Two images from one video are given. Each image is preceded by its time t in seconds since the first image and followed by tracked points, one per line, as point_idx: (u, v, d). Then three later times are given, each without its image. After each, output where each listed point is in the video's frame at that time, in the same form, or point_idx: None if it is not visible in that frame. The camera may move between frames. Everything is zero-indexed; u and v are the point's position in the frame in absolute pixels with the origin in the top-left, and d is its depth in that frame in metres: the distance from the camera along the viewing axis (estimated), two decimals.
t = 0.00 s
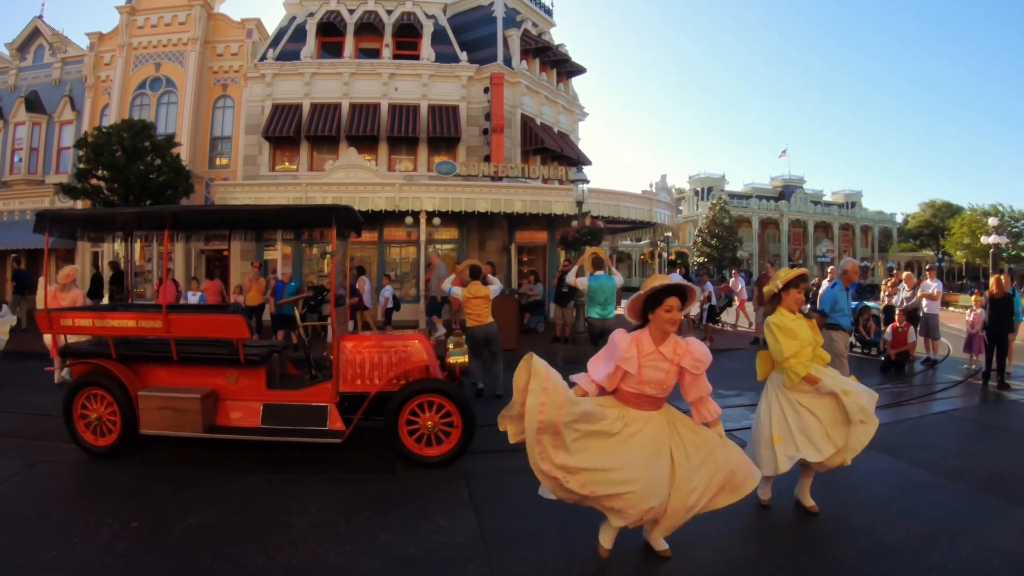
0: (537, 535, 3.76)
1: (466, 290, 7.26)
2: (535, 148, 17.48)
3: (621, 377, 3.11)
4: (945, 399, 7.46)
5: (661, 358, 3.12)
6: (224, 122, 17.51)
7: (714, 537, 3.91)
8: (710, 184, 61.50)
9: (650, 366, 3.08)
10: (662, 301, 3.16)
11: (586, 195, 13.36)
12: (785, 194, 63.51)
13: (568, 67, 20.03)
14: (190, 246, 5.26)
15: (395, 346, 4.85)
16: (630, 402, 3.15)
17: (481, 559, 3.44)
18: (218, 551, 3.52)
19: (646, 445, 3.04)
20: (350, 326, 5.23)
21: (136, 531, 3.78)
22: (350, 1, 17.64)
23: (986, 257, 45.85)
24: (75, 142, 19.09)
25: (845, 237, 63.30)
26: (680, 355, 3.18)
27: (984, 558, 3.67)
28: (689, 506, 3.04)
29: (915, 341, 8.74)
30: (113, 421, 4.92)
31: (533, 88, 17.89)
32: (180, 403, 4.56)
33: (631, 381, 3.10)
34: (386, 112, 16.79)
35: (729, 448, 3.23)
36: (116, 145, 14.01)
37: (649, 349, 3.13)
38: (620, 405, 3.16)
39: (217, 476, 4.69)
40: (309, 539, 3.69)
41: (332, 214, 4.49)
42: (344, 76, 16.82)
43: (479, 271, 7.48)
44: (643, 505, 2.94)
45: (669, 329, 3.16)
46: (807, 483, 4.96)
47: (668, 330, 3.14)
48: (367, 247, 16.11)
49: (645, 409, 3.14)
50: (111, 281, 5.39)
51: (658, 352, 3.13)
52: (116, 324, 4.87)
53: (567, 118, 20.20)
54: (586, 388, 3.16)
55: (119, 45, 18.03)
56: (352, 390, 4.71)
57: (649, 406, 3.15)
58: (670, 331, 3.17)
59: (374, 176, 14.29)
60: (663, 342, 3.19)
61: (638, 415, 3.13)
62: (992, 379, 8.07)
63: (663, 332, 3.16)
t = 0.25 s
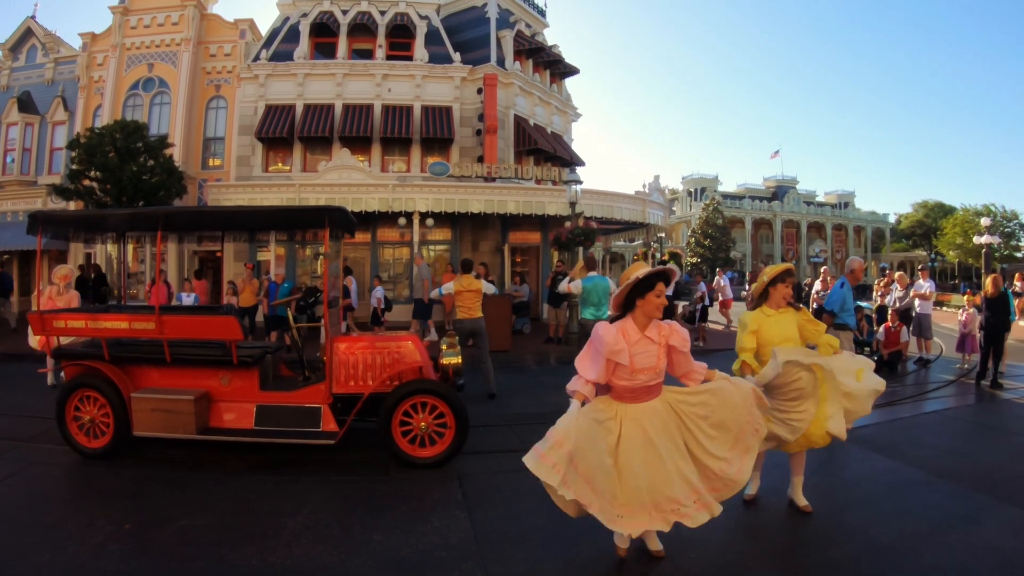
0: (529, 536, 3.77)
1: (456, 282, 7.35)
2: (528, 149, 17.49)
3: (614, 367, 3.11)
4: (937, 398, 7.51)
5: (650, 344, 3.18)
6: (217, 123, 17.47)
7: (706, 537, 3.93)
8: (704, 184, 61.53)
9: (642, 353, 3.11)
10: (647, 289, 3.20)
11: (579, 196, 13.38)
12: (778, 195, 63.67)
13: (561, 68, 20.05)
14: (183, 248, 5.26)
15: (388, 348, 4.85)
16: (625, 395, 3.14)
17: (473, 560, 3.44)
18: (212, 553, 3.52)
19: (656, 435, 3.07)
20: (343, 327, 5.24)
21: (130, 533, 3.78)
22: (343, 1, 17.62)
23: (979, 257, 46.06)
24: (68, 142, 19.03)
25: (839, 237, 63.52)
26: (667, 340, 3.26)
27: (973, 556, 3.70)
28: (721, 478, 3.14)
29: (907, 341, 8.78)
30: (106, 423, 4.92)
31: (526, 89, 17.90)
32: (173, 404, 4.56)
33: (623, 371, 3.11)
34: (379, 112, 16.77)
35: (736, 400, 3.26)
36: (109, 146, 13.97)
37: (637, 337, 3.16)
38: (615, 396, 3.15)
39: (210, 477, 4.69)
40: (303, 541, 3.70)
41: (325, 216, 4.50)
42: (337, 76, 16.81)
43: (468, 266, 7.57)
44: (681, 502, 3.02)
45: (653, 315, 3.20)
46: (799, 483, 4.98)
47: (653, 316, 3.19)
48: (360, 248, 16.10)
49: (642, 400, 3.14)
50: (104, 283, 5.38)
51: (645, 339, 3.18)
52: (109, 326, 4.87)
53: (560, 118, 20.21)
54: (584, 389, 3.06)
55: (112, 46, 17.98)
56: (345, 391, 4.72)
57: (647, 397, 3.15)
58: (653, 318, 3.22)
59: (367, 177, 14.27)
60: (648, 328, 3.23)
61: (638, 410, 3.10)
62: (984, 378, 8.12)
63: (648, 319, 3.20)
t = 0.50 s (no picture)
0: (525, 535, 3.77)
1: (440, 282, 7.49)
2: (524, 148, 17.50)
3: (596, 379, 3.00)
4: (933, 397, 7.53)
5: (631, 357, 3.10)
6: (212, 122, 17.44)
7: (701, 536, 3.93)
8: (699, 184, 61.57)
9: (623, 364, 3.02)
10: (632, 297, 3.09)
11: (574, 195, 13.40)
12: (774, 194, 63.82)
13: (557, 67, 20.06)
14: (179, 247, 5.26)
15: (384, 347, 4.86)
16: (604, 408, 3.04)
17: (469, 560, 3.45)
18: (208, 553, 3.52)
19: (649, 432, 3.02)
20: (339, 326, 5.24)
21: (125, 533, 3.77)
22: None
23: (974, 256, 46.23)
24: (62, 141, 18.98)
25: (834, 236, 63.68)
26: (645, 352, 3.20)
27: (968, 555, 3.72)
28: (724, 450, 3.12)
29: (902, 340, 8.82)
30: (102, 422, 4.91)
31: (522, 88, 17.90)
32: (168, 404, 4.56)
33: (606, 384, 3.01)
34: (375, 111, 16.76)
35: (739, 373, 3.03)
36: (104, 145, 13.94)
37: (620, 348, 3.07)
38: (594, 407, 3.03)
39: (206, 477, 4.68)
40: (299, 540, 3.69)
41: (320, 215, 4.51)
42: (333, 75, 16.79)
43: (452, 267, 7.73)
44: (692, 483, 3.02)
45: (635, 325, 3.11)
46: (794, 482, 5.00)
47: (636, 327, 3.10)
48: (356, 247, 16.09)
49: (622, 411, 3.05)
50: (99, 282, 5.37)
51: (627, 350, 3.09)
52: (105, 325, 4.86)
53: (556, 117, 20.22)
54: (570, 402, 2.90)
55: (107, 44, 17.94)
56: (341, 390, 4.72)
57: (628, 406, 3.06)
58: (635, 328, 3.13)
59: (363, 176, 14.25)
60: (629, 339, 3.14)
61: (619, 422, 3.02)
62: (979, 377, 8.15)
63: (630, 329, 3.11)
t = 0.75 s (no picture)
0: (522, 534, 3.78)
1: (429, 285, 7.54)
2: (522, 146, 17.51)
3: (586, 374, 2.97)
4: (930, 396, 7.54)
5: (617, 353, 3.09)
6: (210, 120, 17.42)
7: (697, 535, 3.94)
8: (697, 183, 61.59)
9: (610, 360, 3.01)
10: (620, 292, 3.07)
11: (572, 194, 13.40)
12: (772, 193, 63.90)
13: (555, 66, 20.06)
14: (176, 245, 5.26)
15: (382, 345, 4.86)
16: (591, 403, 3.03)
17: (467, 558, 3.45)
18: (206, 552, 3.52)
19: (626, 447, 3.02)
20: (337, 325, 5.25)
21: (123, 532, 3.77)
22: None
23: (971, 256, 46.31)
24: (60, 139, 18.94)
25: (832, 236, 63.76)
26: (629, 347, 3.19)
27: (964, 554, 3.73)
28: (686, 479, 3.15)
29: (899, 339, 8.83)
30: (99, 421, 4.91)
31: (520, 86, 17.90)
32: (166, 403, 4.55)
33: (595, 379, 2.99)
34: (373, 110, 16.75)
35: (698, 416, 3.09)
36: (101, 143, 13.91)
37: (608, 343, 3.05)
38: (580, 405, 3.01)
39: (204, 476, 4.68)
40: (297, 539, 3.70)
41: (318, 213, 4.51)
42: (330, 74, 16.77)
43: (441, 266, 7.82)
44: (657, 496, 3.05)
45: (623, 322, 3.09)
46: (791, 481, 5.00)
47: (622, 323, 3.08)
48: (353, 246, 16.08)
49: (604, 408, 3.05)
50: (96, 281, 5.36)
51: (614, 346, 3.09)
52: (102, 323, 4.85)
53: (554, 116, 20.22)
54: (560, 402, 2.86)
55: (105, 42, 17.91)
56: (339, 389, 4.73)
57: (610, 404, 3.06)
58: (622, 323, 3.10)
59: (361, 174, 14.24)
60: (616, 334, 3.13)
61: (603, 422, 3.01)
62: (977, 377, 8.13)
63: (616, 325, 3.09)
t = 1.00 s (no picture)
0: (524, 531, 3.79)
1: (430, 274, 7.58)
2: (521, 145, 17.51)
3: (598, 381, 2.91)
4: (929, 395, 7.54)
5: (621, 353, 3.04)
6: (210, 118, 17.41)
7: (698, 533, 3.94)
8: (698, 181, 61.62)
9: (619, 361, 2.97)
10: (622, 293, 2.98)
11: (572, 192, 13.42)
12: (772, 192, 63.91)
13: (555, 64, 20.06)
14: (175, 243, 5.26)
15: (382, 343, 4.86)
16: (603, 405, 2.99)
17: (466, 557, 3.44)
18: (205, 550, 3.51)
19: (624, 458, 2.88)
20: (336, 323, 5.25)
21: (123, 530, 3.77)
22: None
23: (971, 255, 46.29)
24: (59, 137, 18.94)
25: (832, 235, 63.74)
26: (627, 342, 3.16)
27: (964, 553, 3.72)
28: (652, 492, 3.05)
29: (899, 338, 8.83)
30: (99, 419, 4.91)
31: (520, 85, 17.90)
32: (165, 401, 4.55)
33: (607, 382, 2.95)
34: (373, 108, 16.75)
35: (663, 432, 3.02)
36: (100, 141, 13.91)
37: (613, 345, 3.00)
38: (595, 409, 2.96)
39: (203, 474, 4.68)
40: (297, 537, 3.70)
41: (318, 210, 4.52)
42: (330, 72, 16.76)
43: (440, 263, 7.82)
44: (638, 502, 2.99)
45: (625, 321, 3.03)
46: (790, 480, 5.01)
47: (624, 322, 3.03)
48: (353, 244, 16.08)
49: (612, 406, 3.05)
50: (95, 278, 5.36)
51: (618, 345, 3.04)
52: (102, 321, 4.85)
53: (554, 114, 20.22)
54: (579, 406, 2.77)
55: (104, 40, 17.90)
56: (339, 386, 4.73)
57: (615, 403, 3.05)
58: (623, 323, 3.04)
59: (360, 172, 14.23)
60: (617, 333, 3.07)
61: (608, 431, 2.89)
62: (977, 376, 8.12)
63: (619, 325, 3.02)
